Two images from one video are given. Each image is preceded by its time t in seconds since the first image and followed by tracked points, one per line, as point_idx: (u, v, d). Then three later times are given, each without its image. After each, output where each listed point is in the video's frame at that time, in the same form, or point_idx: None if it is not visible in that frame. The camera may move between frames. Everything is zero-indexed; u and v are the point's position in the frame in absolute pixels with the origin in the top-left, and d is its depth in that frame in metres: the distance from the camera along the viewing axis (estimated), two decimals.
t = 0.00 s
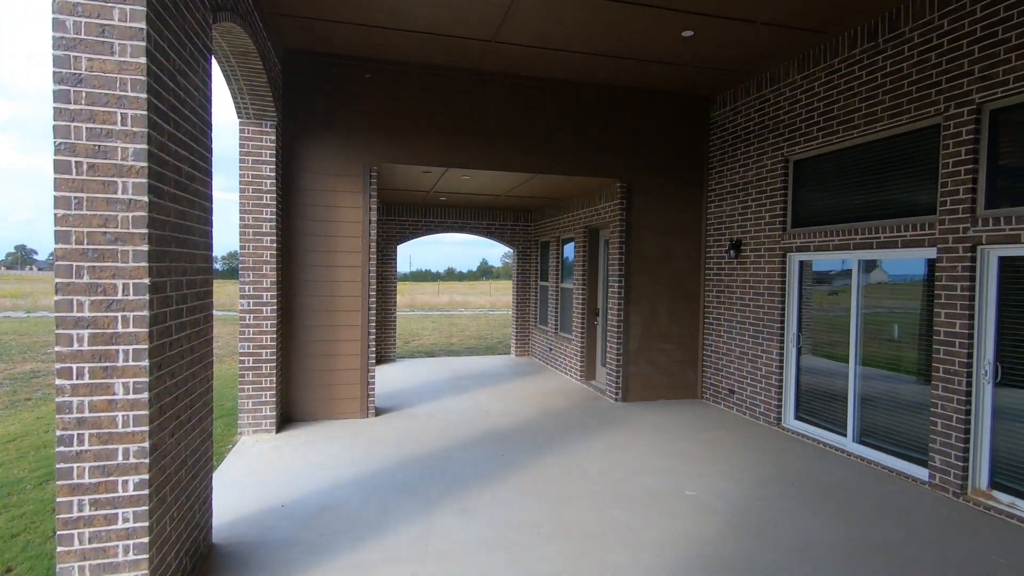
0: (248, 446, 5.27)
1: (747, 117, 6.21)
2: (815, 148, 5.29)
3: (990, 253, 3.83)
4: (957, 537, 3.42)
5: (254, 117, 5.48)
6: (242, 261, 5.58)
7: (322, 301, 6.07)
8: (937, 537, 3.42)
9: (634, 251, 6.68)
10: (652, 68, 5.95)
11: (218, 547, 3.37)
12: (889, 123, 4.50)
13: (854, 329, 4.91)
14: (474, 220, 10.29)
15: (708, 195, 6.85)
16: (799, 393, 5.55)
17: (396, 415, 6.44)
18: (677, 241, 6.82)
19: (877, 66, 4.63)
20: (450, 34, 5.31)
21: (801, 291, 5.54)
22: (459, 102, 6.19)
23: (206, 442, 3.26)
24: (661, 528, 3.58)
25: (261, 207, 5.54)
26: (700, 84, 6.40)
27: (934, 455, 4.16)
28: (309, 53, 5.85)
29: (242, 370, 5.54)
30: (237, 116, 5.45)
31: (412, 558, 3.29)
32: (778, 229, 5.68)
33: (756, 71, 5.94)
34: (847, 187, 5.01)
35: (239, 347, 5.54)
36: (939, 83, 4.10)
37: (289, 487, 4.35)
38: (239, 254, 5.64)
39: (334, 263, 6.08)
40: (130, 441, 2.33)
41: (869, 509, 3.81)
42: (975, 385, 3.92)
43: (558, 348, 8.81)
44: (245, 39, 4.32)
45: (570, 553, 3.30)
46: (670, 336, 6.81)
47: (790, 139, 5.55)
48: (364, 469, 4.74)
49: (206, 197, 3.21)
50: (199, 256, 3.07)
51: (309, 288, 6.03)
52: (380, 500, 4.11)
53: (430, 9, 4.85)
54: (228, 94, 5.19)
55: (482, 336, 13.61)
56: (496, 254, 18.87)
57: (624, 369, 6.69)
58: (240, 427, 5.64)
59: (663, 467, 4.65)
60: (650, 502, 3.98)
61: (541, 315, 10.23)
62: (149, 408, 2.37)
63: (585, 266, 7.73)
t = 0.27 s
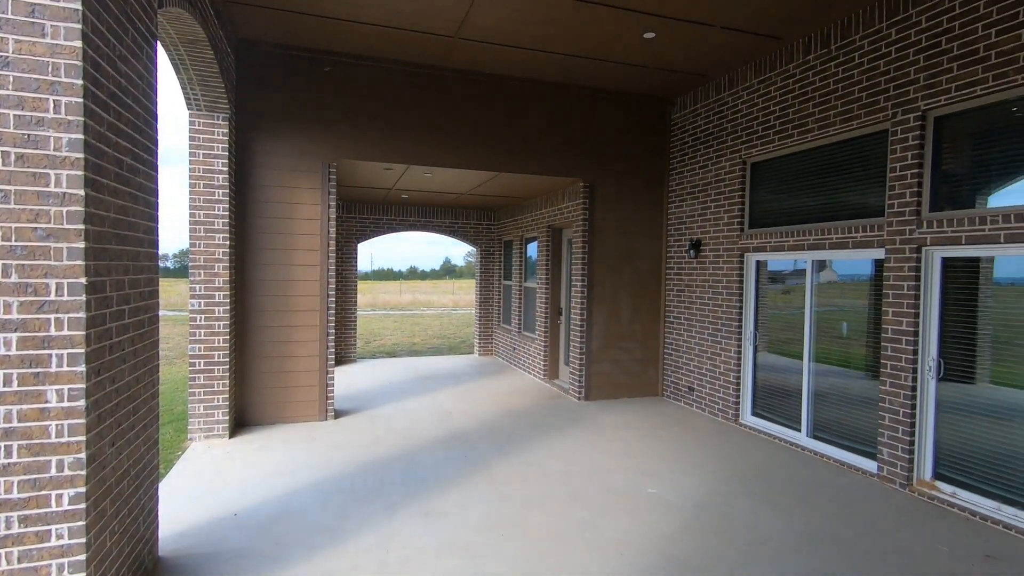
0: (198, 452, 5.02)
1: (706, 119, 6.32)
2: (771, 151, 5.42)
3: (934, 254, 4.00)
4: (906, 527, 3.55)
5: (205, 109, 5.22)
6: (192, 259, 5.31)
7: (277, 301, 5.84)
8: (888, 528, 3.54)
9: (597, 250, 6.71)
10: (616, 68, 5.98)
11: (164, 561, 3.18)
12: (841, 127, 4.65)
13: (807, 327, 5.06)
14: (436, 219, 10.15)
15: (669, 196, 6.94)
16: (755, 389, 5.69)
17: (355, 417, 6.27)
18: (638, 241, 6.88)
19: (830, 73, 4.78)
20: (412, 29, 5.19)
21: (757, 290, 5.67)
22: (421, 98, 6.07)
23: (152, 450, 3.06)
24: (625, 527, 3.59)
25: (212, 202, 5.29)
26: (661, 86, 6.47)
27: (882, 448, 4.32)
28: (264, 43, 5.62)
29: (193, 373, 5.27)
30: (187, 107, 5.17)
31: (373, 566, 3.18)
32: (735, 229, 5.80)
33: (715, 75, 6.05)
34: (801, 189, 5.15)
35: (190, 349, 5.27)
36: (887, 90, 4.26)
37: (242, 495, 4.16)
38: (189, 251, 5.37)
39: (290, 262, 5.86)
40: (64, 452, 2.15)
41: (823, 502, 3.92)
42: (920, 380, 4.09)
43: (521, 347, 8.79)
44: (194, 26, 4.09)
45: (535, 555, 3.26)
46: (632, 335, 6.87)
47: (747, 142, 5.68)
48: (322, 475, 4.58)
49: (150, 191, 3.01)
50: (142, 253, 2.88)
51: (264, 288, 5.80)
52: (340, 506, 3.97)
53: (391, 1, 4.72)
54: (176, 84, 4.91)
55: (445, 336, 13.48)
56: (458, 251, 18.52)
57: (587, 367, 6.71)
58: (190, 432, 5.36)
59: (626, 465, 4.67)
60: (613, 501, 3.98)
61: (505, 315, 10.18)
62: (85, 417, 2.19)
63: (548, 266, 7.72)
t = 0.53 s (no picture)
0: (147, 457, 4.76)
1: (667, 120, 6.43)
2: (729, 152, 5.55)
3: (881, 254, 4.18)
4: (856, 516, 3.69)
5: (153, 98, 4.97)
6: (139, 256, 5.04)
7: (231, 299, 5.61)
8: (840, 517, 3.67)
9: (560, 248, 6.73)
10: (579, 68, 6.00)
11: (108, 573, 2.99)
12: (795, 130, 4.80)
13: (763, 324, 5.21)
14: (398, 216, 9.99)
15: (631, 195, 7.02)
16: (714, 385, 5.82)
17: (314, 418, 6.09)
18: (601, 240, 6.94)
19: (785, 77, 4.92)
20: (373, 21, 5.07)
21: (716, 289, 5.80)
22: (383, 92, 5.95)
23: (94, 457, 2.88)
24: (588, 524, 3.60)
25: (162, 195, 5.03)
26: (623, 86, 6.54)
27: (833, 440, 4.49)
28: (217, 30, 5.38)
29: (140, 376, 5.00)
30: (133, 96, 4.90)
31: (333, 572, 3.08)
32: (695, 229, 5.92)
33: (676, 77, 6.15)
34: (758, 190, 5.29)
35: (137, 350, 5.00)
36: (838, 95, 4.42)
37: (193, 502, 3.97)
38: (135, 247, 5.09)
39: (245, 259, 5.64)
40: None
41: (779, 494, 4.04)
42: (869, 374, 4.26)
43: (485, 346, 8.75)
44: (141, 9, 3.88)
45: (499, 554, 3.23)
46: (594, 333, 6.93)
47: (707, 143, 5.80)
48: (279, 478, 4.42)
49: (93, 182, 2.83)
50: (84, 248, 2.70)
51: (217, 286, 5.56)
52: (298, 511, 3.84)
53: None
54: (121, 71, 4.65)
55: (408, 335, 13.30)
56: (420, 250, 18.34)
57: (550, 365, 6.73)
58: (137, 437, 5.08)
59: (589, 462, 4.69)
60: (577, 498, 4.00)
61: (469, 313, 10.11)
62: (18, 421, 2.03)
63: (512, 264, 7.70)
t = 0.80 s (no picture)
0: (97, 463, 4.51)
1: (634, 120, 6.49)
2: (694, 152, 5.63)
3: (839, 253, 4.30)
4: (816, 507, 3.80)
5: (104, 88, 4.71)
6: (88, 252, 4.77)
7: (188, 298, 5.38)
8: (800, 509, 3.76)
9: (529, 246, 6.71)
10: (548, 65, 5.99)
11: None
12: (757, 131, 4.90)
13: (727, 321, 5.30)
14: (364, 214, 9.80)
15: (598, 194, 7.06)
16: (679, 382, 5.90)
17: (275, 420, 5.91)
18: (569, 238, 6.96)
19: (747, 79, 5.03)
20: (337, 13, 4.94)
21: (681, 287, 5.88)
22: (348, 86, 5.81)
23: (37, 466, 2.70)
24: (557, 521, 3.59)
25: (113, 189, 4.78)
26: (591, 85, 6.57)
27: (793, 434, 4.60)
28: (171, 18, 5.15)
29: (89, 378, 4.74)
30: (81, 85, 4.64)
31: None
32: (661, 227, 5.99)
33: (642, 77, 6.21)
34: (722, 190, 5.39)
35: (86, 351, 4.73)
36: (798, 98, 4.54)
37: (146, 509, 3.77)
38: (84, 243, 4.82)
39: (204, 257, 5.42)
40: None
41: (743, 488, 4.11)
42: (827, 370, 4.39)
43: (453, 345, 8.66)
44: None
45: (467, 554, 3.19)
46: (562, 331, 6.94)
47: (672, 143, 5.88)
48: (238, 482, 4.26)
49: (34, 173, 2.66)
50: (24, 243, 2.53)
51: (173, 284, 5.33)
52: (258, 515, 3.71)
53: None
54: (68, 58, 4.39)
55: (374, 335, 13.08)
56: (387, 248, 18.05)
57: (518, 364, 6.71)
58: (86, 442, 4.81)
59: (558, 460, 4.69)
60: (545, 496, 3.99)
61: (436, 312, 10.00)
62: None
63: (481, 263, 7.64)
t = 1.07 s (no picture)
0: (42, 471, 4.26)
1: (602, 119, 6.51)
2: (661, 152, 5.69)
3: (801, 252, 4.40)
4: (779, 502, 3.87)
5: (50, 76, 4.45)
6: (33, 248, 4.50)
7: (142, 297, 5.14)
8: (765, 503, 3.83)
9: (498, 245, 6.67)
10: (517, 63, 5.96)
11: None
12: (722, 132, 4.98)
13: (693, 319, 5.37)
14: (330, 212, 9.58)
15: (567, 193, 7.07)
16: (646, 379, 5.96)
17: (235, 422, 5.71)
18: (538, 236, 6.94)
19: (712, 80, 5.09)
20: (300, 4, 4.79)
21: (649, 286, 5.93)
22: (311, 79, 5.65)
23: None
24: (525, 521, 3.56)
25: (60, 182, 4.53)
26: (560, 84, 6.57)
27: (757, 430, 4.69)
28: (124, 3, 4.91)
29: (34, 382, 4.47)
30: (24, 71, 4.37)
31: None
32: (629, 226, 6.03)
33: (610, 76, 6.24)
34: (688, 190, 5.46)
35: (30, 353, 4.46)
36: (762, 100, 4.62)
37: (95, 519, 3.57)
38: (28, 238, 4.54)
39: (160, 254, 5.19)
40: None
41: (710, 484, 4.17)
42: (789, 366, 4.49)
43: (421, 345, 8.55)
44: None
45: (434, 557, 3.12)
46: (532, 329, 6.93)
47: (640, 143, 5.92)
48: (195, 488, 4.09)
49: None
50: None
51: (127, 283, 5.09)
52: (216, 521, 3.56)
53: None
54: (10, 44, 4.13)
55: (341, 334, 12.82)
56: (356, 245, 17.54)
57: (487, 363, 6.66)
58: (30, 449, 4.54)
59: (527, 459, 4.66)
60: (513, 495, 3.95)
61: (404, 311, 9.86)
62: None
63: (450, 261, 7.56)
